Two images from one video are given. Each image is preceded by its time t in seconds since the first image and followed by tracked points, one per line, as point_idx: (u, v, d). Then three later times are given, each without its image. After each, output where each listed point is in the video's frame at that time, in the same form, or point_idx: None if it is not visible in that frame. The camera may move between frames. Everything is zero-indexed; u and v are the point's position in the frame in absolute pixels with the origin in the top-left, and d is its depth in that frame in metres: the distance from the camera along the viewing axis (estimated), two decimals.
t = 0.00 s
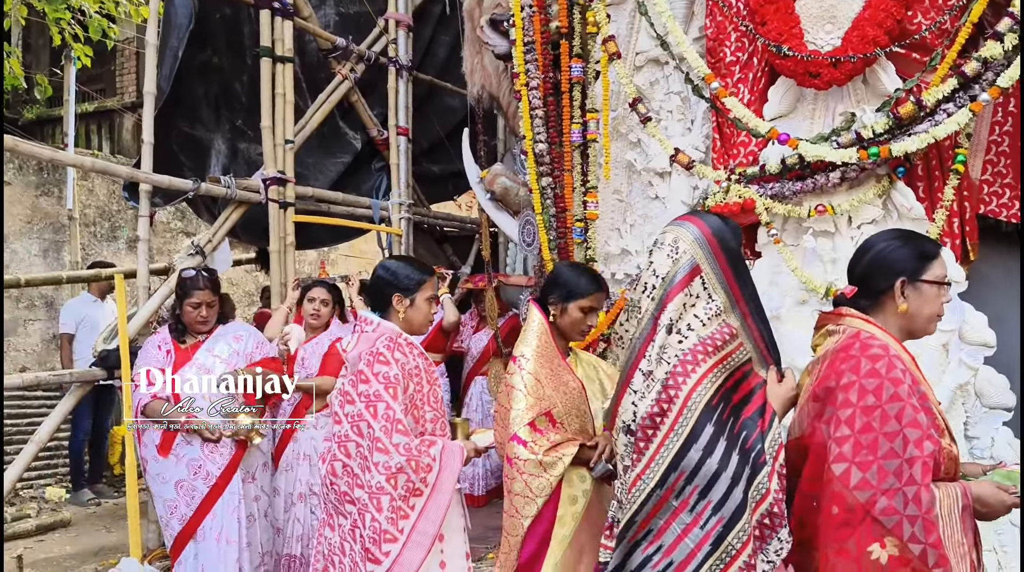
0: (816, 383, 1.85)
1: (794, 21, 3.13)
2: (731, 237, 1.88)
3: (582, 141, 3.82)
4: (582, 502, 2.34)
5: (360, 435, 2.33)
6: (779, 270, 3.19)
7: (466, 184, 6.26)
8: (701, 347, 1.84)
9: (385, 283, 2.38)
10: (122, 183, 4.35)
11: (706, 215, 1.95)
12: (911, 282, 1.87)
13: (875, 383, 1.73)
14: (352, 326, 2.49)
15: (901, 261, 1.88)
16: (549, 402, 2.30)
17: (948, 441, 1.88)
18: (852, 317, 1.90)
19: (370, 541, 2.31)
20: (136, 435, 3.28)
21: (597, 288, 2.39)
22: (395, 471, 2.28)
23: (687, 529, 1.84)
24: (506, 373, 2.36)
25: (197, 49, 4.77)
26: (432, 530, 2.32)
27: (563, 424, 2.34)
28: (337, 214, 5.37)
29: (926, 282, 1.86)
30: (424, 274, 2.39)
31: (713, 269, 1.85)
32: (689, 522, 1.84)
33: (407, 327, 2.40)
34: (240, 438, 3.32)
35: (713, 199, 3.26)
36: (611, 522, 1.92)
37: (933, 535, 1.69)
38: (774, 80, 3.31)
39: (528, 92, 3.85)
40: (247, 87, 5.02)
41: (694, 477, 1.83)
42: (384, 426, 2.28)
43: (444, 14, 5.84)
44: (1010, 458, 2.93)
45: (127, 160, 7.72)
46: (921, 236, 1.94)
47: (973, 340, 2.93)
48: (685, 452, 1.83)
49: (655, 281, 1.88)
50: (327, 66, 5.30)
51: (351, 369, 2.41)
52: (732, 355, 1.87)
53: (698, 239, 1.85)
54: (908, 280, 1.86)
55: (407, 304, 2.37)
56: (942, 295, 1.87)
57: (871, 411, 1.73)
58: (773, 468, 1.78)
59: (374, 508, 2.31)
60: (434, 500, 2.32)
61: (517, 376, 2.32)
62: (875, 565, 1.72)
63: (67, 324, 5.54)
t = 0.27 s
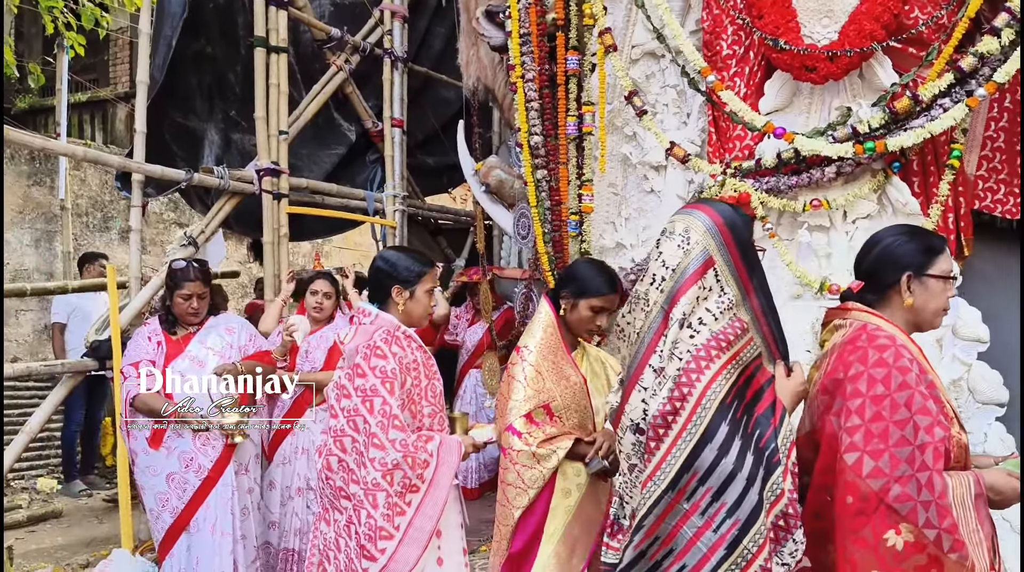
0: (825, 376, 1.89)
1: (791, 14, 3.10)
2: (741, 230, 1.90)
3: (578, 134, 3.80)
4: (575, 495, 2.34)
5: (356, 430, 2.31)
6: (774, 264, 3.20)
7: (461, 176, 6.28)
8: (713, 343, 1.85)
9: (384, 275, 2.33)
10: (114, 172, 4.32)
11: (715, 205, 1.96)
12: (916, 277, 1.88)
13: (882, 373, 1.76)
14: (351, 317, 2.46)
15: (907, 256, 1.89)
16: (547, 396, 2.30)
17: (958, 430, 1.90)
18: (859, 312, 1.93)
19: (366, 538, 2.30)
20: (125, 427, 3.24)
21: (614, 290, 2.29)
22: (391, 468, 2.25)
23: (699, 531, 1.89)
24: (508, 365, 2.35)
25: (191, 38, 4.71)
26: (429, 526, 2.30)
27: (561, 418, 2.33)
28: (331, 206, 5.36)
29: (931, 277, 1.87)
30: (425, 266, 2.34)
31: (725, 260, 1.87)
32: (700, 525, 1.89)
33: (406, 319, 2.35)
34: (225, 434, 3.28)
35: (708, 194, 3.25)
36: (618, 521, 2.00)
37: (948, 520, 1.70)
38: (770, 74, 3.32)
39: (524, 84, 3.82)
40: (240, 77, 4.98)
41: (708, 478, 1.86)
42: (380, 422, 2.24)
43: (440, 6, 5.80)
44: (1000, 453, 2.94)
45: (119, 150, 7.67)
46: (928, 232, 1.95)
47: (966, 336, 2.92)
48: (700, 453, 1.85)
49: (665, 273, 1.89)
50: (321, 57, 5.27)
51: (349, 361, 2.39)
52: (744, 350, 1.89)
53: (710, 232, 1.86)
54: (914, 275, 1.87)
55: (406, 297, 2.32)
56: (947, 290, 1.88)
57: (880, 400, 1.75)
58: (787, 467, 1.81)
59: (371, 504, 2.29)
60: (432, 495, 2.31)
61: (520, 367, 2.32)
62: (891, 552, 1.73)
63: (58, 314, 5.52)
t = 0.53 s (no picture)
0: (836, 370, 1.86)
1: (788, 8, 3.10)
2: (748, 221, 1.88)
3: (573, 126, 3.79)
4: (571, 491, 2.34)
5: (351, 424, 2.27)
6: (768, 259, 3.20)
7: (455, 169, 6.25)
8: (722, 336, 1.82)
9: (381, 265, 2.31)
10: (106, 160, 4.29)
11: (721, 197, 1.94)
12: (922, 274, 1.85)
13: (886, 364, 1.76)
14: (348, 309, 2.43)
15: (915, 252, 1.86)
16: (546, 390, 2.29)
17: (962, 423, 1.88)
18: (864, 306, 1.91)
19: (360, 533, 2.26)
20: (119, 415, 3.19)
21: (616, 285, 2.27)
22: (386, 462, 2.22)
23: (706, 529, 1.82)
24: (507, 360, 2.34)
25: (184, 26, 4.68)
26: (424, 521, 2.26)
27: (558, 412, 2.32)
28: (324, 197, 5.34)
29: (938, 273, 1.84)
30: (424, 257, 2.33)
31: (732, 252, 1.85)
32: (707, 523, 1.82)
33: (404, 311, 2.34)
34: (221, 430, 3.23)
35: (702, 187, 3.26)
36: (620, 519, 1.98)
37: (943, 513, 1.69)
38: (766, 69, 3.30)
39: (519, 76, 3.79)
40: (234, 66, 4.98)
41: (717, 473, 1.80)
42: (375, 416, 2.22)
43: None
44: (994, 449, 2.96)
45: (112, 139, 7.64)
46: (938, 228, 1.92)
47: (959, 332, 2.94)
48: (708, 446, 1.80)
49: (671, 264, 1.86)
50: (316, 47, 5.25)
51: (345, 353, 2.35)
52: (754, 343, 1.85)
53: (717, 221, 1.84)
54: (919, 271, 1.85)
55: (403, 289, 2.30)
56: (954, 287, 1.85)
57: (881, 391, 1.75)
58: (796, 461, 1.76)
59: (365, 499, 2.25)
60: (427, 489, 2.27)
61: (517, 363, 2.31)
62: (885, 542, 1.73)
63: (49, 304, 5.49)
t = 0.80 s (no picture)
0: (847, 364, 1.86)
1: (783, 2, 3.09)
2: (755, 214, 1.87)
3: (567, 119, 3.76)
4: (576, 493, 2.33)
5: (348, 418, 2.27)
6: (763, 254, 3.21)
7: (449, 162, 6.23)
8: (733, 329, 1.82)
9: (378, 256, 2.32)
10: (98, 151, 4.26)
11: (727, 189, 1.93)
12: (941, 269, 1.85)
13: (903, 360, 1.75)
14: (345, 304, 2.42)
15: (933, 247, 1.85)
16: (548, 391, 2.29)
17: (975, 421, 1.89)
18: (880, 300, 1.90)
19: (354, 527, 2.26)
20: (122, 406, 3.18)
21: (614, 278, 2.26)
22: (382, 457, 2.22)
23: (717, 522, 1.82)
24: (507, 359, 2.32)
25: (177, 16, 4.65)
26: (420, 516, 2.25)
27: (561, 412, 2.32)
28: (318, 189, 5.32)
29: (956, 269, 1.84)
30: (422, 249, 2.32)
31: (741, 245, 1.84)
32: (719, 516, 1.82)
33: (403, 303, 2.33)
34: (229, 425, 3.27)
35: (697, 180, 3.26)
36: (626, 515, 1.98)
37: (956, 510, 1.70)
38: (761, 62, 3.31)
39: (514, 69, 3.78)
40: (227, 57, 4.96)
41: (729, 465, 1.80)
42: (372, 410, 2.21)
43: None
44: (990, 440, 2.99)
45: (104, 129, 7.60)
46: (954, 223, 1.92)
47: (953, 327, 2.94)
48: (721, 439, 1.80)
49: (679, 257, 1.84)
50: (310, 38, 5.23)
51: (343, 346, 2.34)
52: (761, 336, 1.85)
53: (726, 214, 1.83)
54: (938, 266, 1.84)
55: (402, 280, 2.30)
56: (970, 283, 1.86)
57: (898, 386, 1.75)
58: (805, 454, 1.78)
59: (360, 494, 2.24)
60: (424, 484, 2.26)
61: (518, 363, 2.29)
62: (898, 537, 1.73)
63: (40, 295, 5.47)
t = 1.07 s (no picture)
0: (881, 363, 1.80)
1: None
2: (770, 210, 1.86)
3: (562, 114, 3.74)
4: (584, 495, 2.26)
5: (359, 413, 2.26)
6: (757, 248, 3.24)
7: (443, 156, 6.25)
8: (749, 323, 1.80)
9: (389, 252, 2.31)
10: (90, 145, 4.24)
11: (741, 186, 1.92)
12: (977, 262, 1.77)
13: (943, 361, 1.69)
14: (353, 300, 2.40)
15: (965, 239, 1.78)
16: (554, 392, 2.16)
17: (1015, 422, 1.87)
18: (911, 296, 1.84)
19: (365, 521, 2.26)
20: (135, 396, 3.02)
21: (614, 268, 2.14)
22: (394, 452, 2.22)
23: (734, 512, 1.81)
24: (507, 360, 2.19)
25: (170, 10, 4.62)
26: (430, 511, 2.26)
27: (567, 413, 2.21)
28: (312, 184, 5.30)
29: (991, 262, 1.77)
30: (433, 245, 2.32)
31: (756, 241, 1.82)
32: (736, 505, 1.81)
33: (412, 298, 2.33)
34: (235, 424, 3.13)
35: (691, 176, 3.25)
36: (640, 508, 1.94)
37: (1000, 518, 1.66)
38: (755, 57, 3.30)
39: (508, 63, 3.77)
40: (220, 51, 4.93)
41: (746, 455, 1.79)
42: (385, 405, 2.20)
43: None
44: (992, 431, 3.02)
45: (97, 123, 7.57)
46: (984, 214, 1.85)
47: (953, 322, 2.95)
48: (738, 430, 1.79)
49: (696, 252, 1.83)
50: (303, 32, 5.21)
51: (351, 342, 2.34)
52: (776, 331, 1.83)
53: (741, 210, 1.82)
54: (974, 259, 1.77)
55: (412, 275, 2.30)
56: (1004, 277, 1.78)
57: (938, 389, 1.68)
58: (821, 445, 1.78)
59: (371, 488, 2.25)
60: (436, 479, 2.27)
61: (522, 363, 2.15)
62: (939, 545, 1.67)
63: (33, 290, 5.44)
